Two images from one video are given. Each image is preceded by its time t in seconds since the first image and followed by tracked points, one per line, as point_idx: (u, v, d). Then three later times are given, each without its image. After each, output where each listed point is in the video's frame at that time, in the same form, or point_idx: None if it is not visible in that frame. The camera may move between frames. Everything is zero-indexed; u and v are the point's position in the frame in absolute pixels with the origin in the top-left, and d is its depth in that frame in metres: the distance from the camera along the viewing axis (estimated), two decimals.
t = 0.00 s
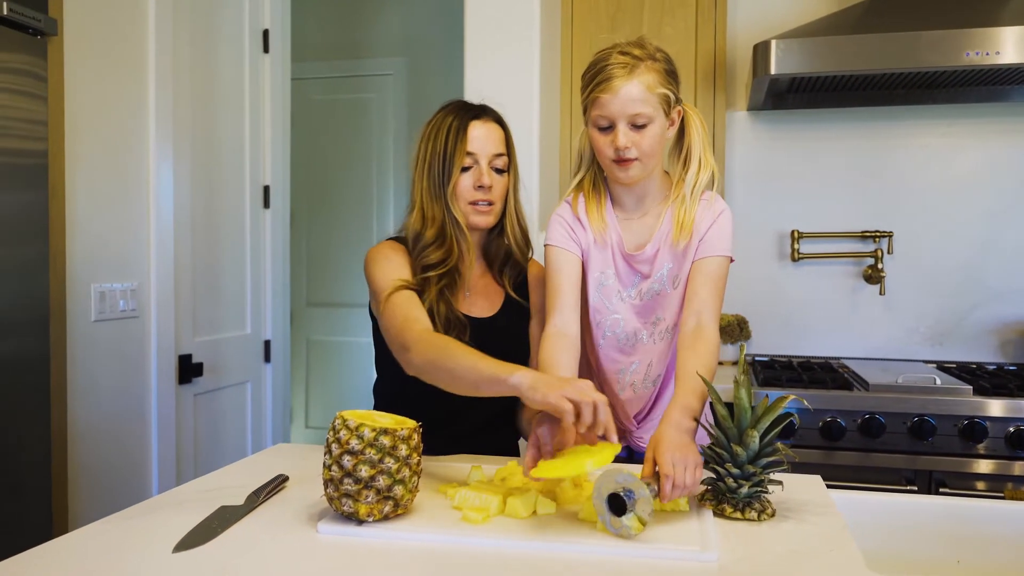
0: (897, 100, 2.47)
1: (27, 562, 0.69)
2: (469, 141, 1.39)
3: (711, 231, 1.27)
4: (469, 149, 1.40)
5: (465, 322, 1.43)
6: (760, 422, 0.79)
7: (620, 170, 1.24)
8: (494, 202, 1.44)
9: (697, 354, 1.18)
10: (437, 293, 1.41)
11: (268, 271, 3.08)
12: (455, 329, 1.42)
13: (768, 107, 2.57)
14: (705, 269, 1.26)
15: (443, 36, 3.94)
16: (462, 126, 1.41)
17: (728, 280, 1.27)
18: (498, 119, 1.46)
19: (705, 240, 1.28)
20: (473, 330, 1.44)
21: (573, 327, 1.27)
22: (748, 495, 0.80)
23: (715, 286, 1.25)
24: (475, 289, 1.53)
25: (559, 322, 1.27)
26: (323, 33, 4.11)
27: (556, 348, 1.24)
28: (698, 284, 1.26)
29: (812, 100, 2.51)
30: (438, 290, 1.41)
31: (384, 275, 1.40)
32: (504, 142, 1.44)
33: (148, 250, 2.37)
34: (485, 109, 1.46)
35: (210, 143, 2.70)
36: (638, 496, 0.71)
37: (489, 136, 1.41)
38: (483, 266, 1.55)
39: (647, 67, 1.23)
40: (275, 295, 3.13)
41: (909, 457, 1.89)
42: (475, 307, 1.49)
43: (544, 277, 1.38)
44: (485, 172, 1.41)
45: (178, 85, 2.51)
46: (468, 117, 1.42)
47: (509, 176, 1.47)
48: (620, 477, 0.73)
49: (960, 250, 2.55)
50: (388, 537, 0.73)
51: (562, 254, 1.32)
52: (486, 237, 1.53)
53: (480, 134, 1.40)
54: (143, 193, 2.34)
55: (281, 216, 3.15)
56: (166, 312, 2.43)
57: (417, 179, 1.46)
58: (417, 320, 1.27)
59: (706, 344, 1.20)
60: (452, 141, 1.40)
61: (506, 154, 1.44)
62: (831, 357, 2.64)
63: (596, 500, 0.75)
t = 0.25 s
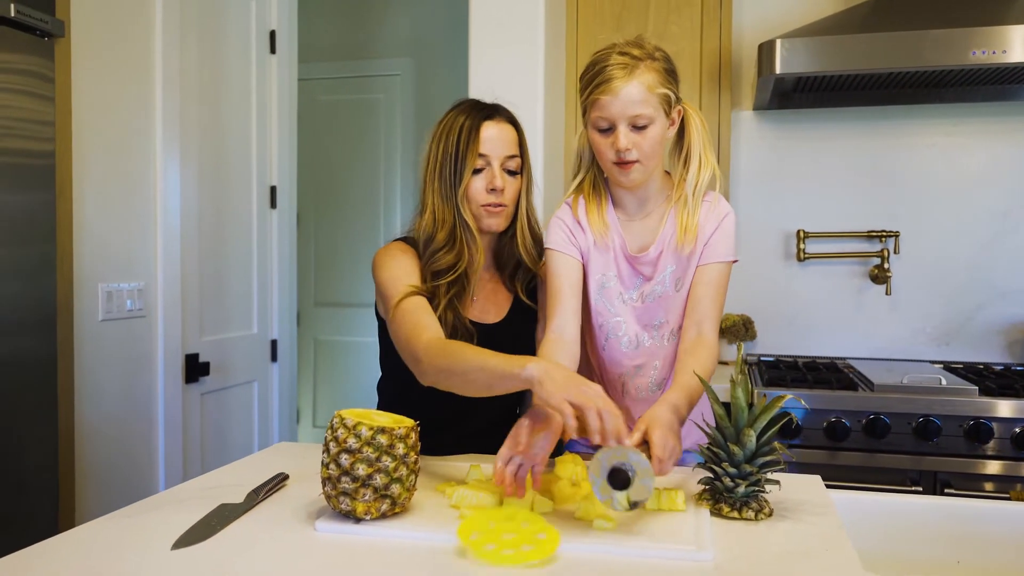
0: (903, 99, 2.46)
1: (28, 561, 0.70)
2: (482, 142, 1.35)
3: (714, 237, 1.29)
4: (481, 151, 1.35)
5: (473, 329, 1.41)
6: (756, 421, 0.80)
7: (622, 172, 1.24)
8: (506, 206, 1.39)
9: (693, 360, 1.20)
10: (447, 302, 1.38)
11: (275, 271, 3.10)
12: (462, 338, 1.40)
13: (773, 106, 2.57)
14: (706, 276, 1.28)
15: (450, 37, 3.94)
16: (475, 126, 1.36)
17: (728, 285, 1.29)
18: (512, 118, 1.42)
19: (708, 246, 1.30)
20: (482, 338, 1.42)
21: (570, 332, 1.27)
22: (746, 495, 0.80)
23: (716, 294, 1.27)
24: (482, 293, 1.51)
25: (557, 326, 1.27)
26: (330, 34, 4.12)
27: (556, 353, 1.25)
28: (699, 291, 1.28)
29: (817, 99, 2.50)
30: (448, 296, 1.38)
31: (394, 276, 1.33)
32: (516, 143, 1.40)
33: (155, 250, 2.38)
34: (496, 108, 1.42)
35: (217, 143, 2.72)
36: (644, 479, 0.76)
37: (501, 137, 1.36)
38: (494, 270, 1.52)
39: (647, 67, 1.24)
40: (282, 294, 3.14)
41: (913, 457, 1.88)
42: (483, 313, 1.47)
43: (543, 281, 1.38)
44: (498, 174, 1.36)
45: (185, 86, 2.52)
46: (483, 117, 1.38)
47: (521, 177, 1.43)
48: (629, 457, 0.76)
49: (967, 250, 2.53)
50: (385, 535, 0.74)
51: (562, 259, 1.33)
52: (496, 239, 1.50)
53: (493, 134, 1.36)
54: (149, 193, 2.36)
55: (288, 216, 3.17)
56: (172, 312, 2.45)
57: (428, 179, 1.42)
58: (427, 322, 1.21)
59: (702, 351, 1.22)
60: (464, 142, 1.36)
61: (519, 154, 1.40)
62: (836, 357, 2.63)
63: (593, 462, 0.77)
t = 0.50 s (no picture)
0: (901, 98, 2.45)
1: (16, 562, 0.71)
2: (472, 142, 1.34)
3: (705, 234, 1.29)
4: (471, 151, 1.35)
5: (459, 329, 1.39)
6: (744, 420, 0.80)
7: (611, 166, 1.24)
8: (495, 207, 1.38)
9: (680, 351, 1.22)
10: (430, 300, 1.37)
11: (274, 271, 3.10)
12: (450, 337, 1.38)
13: (771, 105, 2.57)
14: (696, 274, 1.28)
15: (450, 36, 3.94)
16: (466, 126, 1.36)
17: (718, 283, 1.30)
18: (507, 118, 1.40)
19: (699, 244, 1.29)
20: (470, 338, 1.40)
21: (572, 334, 1.28)
22: (734, 492, 0.81)
23: (705, 293, 1.28)
24: (471, 293, 1.47)
25: (558, 330, 1.27)
26: (330, 34, 4.13)
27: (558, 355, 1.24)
28: (687, 291, 1.29)
29: (815, 98, 2.50)
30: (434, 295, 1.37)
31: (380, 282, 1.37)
32: (508, 143, 1.38)
33: (153, 249, 2.39)
34: (491, 107, 1.40)
35: (216, 143, 2.72)
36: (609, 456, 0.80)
37: (492, 137, 1.35)
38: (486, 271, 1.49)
39: (638, 62, 1.24)
40: (281, 293, 3.15)
41: (910, 456, 1.88)
42: (472, 313, 1.44)
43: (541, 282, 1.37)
44: (487, 174, 1.35)
45: (183, 85, 2.52)
46: (474, 117, 1.37)
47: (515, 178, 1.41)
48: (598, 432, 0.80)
49: (965, 249, 2.53)
50: (372, 532, 0.75)
51: (556, 259, 1.33)
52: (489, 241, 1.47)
53: (484, 135, 1.35)
54: (148, 193, 2.36)
55: (287, 215, 3.17)
56: (171, 311, 2.45)
57: (419, 179, 1.41)
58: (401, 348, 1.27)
59: (688, 345, 1.24)
60: (453, 141, 1.35)
61: (511, 156, 1.39)
62: (834, 356, 2.63)
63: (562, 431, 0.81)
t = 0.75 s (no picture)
0: (900, 98, 2.45)
1: (8, 563, 0.71)
2: (456, 137, 1.33)
3: (700, 229, 1.29)
4: (455, 146, 1.34)
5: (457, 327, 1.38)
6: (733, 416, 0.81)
7: (605, 160, 1.24)
8: (483, 201, 1.36)
9: (672, 343, 1.22)
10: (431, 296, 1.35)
11: (274, 270, 3.11)
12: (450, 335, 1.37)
13: (771, 105, 2.56)
14: (688, 271, 1.29)
15: (451, 36, 3.94)
16: (451, 121, 1.35)
17: (711, 279, 1.30)
18: (495, 113, 1.38)
19: (694, 239, 1.29)
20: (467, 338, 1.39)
21: (572, 329, 1.28)
22: (724, 490, 0.82)
23: (698, 288, 1.28)
24: (469, 293, 1.46)
25: (558, 324, 1.28)
26: (331, 33, 4.13)
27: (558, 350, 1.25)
28: (682, 286, 1.29)
29: (814, 98, 2.49)
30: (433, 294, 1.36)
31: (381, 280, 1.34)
32: (496, 137, 1.37)
33: (152, 247, 2.39)
34: (478, 103, 1.39)
35: (215, 142, 2.72)
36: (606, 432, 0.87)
37: (479, 131, 1.34)
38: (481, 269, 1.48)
39: (633, 57, 1.23)
40: (281, 292, 3.15)
41: (907, 456, 1.88)
42: (469, 313, 1.43)
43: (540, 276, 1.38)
44: (471, 169, 1.34)
45: (182, 84, 2.52)
46: (459, 113, 1.36)
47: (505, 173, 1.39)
48: (595, 409, 0.87)
49: (965, 248, 2.53)
50: (361, 528, 0.78)
51: (552, 253, 1.33)
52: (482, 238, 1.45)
53: (470, 129, 1.34)
54: (146, 191, 2.36)
55: (287, 214, 3.17)
56: (169, 309, 2.45)
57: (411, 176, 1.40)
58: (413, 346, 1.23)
59: (680, 339, 1.24)
60: (439, 137, 1.35)
61: (498, 150, 1.37)
62: (834, 356, 2.63)
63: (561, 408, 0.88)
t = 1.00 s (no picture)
0: (899, 97, 2.45)
1: None
2: (461, 139, 1.33)
3: (697, 224, 1.29)
4: (460, 147, 1.33)
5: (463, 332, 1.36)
6: (725, 416, 0.82)
7: (602, 157, 1.24)
8: (488, 202, 1.35)
9: (667, 338, 1.22)
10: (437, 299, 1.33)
11: (273, 269, 3.11)
12: (455, 340, 1.36)
13: (770, 104, 2.56)
14: (686, 266, 1.28)
15: (451, 36, 3.95)
16: (454, 123, 1.35)
17: (710, 274, 1.29)
18: (499, 115, 1.38)
19: (692, 234, 1.29)
20: (473, 343, 1.38)
21: (574, 319, 1.28)
22: (716, 489, 0.83)
23: (695, 283, 1.27)
24: (472, 296, 1.45)
25: (558, 315, 1.27)
26: (331, 33, 4.14)
27: (561, 342, 1.24)
28: (678, 281, 1.28)
29: (813, 97, 2.49)
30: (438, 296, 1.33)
31: (382, 281, 1.30)
32: (501, 138, 1.37)
33: (152, 246, 2.39)
34: (481, 105, 1.39)
35: (214, 142, 2.72)
36: (609, 411, 0.89)
37: (483, 133, 1.34)
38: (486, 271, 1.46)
39: (630, 53, 1.24)
40: (281, 292, 3.15)
41: (905, 455, 1.88)
42: (473, 317, 1.41)
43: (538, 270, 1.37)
44: (476, 170, 1.33)
45: (182, 83, 2.53)
46: (463, 115, 1.36)
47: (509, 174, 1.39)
48: (597, 389, 0.89)
49: (964, 248, 2.52)
50: (352, 526, 0.78)
51: (551, 247, 1.33)
52: (489, 240, 1.44)
53: (475, 130, 1.33)
54: (146, 191, 2.36)
55: (287, 215, 3.18)
56: (168, 309, 2.45)
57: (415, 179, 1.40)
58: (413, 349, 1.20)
59: (675, 334, 1.24)
60: (443, 140, 1.35)
61: (502, 151, 1.36)
62: (833, 356, 2.63)
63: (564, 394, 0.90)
